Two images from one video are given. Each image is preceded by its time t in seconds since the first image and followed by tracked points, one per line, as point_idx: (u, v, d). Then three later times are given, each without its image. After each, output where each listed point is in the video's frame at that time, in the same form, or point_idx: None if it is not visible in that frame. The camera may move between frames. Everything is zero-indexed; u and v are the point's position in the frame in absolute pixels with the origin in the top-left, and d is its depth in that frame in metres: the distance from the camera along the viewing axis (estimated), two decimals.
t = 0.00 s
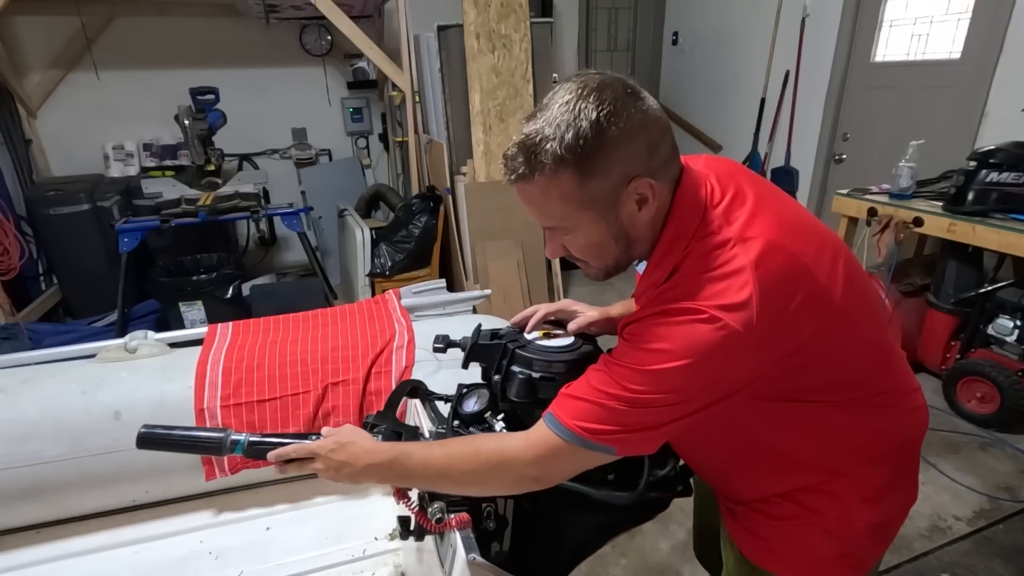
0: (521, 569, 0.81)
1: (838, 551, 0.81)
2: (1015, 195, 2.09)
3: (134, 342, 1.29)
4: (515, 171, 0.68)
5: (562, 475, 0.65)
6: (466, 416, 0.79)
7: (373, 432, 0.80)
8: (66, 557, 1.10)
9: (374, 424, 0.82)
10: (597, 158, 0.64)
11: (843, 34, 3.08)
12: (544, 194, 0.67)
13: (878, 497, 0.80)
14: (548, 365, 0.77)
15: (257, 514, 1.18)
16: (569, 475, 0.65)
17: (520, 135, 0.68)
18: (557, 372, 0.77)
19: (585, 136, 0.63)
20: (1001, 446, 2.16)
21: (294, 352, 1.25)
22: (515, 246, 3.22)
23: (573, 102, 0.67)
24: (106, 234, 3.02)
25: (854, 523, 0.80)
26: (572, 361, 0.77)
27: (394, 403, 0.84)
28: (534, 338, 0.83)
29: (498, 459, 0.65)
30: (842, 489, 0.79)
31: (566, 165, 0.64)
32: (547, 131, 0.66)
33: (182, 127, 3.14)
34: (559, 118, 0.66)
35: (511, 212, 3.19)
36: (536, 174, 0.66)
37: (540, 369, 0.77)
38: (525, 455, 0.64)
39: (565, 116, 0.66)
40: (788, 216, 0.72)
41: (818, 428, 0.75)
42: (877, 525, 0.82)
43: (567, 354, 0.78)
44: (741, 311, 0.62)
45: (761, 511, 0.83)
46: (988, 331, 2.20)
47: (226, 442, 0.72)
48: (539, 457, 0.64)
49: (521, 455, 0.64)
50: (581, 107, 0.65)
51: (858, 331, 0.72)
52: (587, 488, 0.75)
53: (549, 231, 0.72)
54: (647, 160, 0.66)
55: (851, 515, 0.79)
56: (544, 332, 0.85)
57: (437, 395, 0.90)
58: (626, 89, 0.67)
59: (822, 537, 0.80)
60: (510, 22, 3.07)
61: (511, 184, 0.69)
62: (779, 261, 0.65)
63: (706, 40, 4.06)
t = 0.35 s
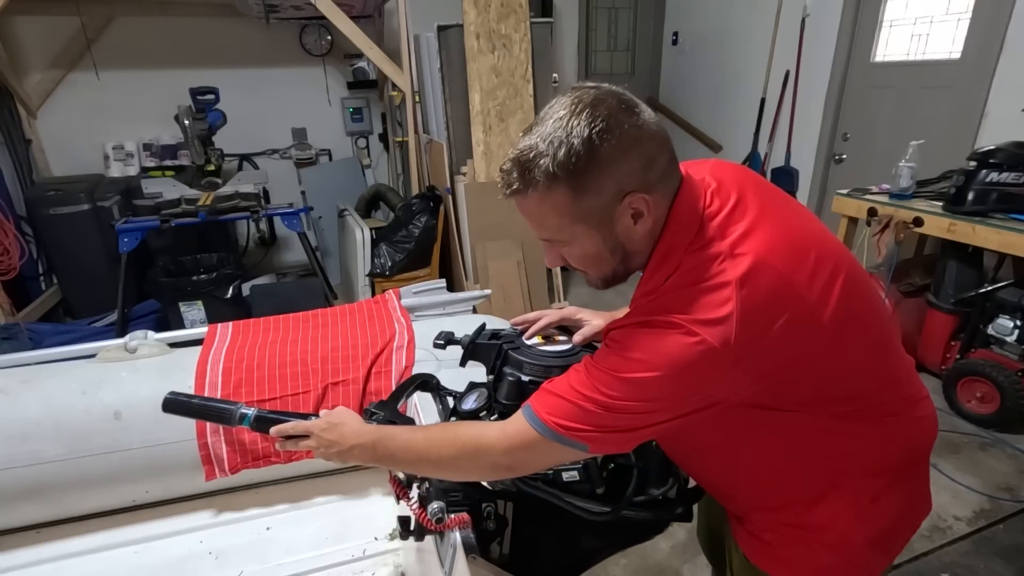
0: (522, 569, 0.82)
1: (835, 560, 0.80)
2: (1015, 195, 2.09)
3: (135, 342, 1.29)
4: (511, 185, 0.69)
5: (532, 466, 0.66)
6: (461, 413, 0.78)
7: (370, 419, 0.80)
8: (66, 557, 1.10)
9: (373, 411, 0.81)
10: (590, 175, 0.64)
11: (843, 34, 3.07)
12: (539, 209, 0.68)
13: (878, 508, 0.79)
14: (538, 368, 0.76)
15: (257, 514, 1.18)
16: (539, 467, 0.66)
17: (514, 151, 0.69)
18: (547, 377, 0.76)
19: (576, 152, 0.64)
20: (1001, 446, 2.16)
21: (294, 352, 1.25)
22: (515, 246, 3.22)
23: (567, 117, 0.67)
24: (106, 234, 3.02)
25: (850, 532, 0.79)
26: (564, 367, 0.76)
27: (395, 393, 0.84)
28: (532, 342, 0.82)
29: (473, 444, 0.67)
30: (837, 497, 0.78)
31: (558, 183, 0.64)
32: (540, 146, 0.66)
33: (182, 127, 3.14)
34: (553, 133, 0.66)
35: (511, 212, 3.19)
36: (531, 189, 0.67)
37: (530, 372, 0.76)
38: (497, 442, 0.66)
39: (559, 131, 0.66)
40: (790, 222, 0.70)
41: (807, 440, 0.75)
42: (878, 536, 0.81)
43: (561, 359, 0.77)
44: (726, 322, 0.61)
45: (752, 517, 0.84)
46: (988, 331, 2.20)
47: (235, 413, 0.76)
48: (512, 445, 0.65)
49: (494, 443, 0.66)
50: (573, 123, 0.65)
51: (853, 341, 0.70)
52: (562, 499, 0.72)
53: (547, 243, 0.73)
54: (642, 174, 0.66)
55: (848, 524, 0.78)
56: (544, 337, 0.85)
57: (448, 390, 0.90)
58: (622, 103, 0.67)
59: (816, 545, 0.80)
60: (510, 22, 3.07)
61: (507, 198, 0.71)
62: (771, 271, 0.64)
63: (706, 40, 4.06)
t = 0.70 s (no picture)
0: (521, 569, 0.82)
1: (835, 564, 0.81)
2: (1015, 195, 2.09)
3: (135, 342, 1.29)
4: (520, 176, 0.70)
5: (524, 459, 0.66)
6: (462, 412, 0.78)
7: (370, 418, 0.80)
8: (66, 557, 1.10)
9: (373, 410, 0.81)
10: (600, 169, 0.64)
11: (843, 34, 3.07)
12: (547, 201, 0.68)
13: (879, 514, 0.79)
14: (539, 368, 0.76)
15: (257, 514, 1.18)
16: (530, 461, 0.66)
17: (525, 142, 0.69)
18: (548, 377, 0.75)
19: (587, 145, 0.64)
20: (1002, 446, 2.16)
21: (294, 352, 1.25)
22: (515, 246, 3.22)
23: (579, 108, 0.67)
24: (106, 234, 3.02)
25: (851, 536, 0.79)
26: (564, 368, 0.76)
27: (394, 393, 0.85)
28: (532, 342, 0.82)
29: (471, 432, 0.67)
30: (842, 501, 0.78)
31: (567, 175, 0.65)
32: (551, 137, 0.66)
33: (182, 127, 3.14)
34: (563, 124, 0.66)
35: (511, 211, 3.20)
36: (540, 180, 0.67)
37: (530, 372, 0.76)
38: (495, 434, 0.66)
39: (570, 122, 0.66)
40: (803, 224, 0.70)
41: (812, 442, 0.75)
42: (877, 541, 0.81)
43: (560, 359, 0.77)
44: (735, 321, 0.62)
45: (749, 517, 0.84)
46: (988, 331, 2.20)
47: (235, 412, 0.75)
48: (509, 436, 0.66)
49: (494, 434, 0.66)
50: (585, 114, 0.65)
51: (862, 343, 0.70)
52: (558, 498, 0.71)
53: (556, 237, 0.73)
54: (653, 168, 0.65)
55: (850, 528, 0.78)
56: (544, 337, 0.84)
57: (448, 390, 0.90)
58: (635, 95, 0.67)
59: (816, 548, 0.80)
60: (510, 23, 3.07)
61: (516, 190, 0.71)
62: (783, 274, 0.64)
63: (706, 40, 4.06)
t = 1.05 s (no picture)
0: (521, 569, 0.82)
1: (830, 537, 0.83)
2: (1015, 195, 2.09)
3: (134, 342, 1.29)
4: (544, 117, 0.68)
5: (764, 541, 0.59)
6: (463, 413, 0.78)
7: (370, 418, 0.80)
8: (66, 557, 1.10)
9: (373, 410, 0.81)
10: (627, 99, 0.65)
11: (843, 34, 3.07)
12: (573, 135, 0.66)
13: (875, 476, 0.83)
14: (537, 369, 0.74)
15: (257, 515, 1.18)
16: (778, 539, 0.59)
17: (546, 83, 0.69)
18: (547, 378, 0.74)
19: (617, 77, 0.65)
20: (1002, 446, 2.16)
21: (294, 352, 1.25)
22: (515, 246, 3.22)
23: (598, 53, 0.69)
24: (106, 234, 3.02)
25: (847, 509, 0.82)
26: (563, 368, 0.74)
27: (396, 393, 0.85)
28: (532, 340, 0.80)
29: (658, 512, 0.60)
30: (837, 474, 0.81)
31: (598, 103, 0.64)
32: (576, 75, 0.67)
33: (182, 127, 3.14)
34: (585, 65, 0.68)
35: (511, 211, 3.20)
36: (566, 114, 0.65)
37: (529, 373, 0.74)
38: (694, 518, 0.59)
39: (591, 62, 0.68)
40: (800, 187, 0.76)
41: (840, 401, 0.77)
42: (864, 515, 0.85)
43: (561, 359, 0.75)
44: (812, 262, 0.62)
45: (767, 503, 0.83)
46: (988, 331, 2.20)
47: (235, 412, 0.75)
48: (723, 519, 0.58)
49: (695, 516, 0.58)
50: (605, 55, 0.68)
51: (874, 291, 0.75)
52: (560, 497, 0.68)
53: (571, 185, 0.71)
54: (667, 109, 0.69)
55: (844, 501, 0.82)
56: (545, 333, 0.82)
57: (449, 390, 0.90)
58: (642, 45, 0.71)
59: (820, 522, 0.82)
60: (510, 22, 3.07)
61: (538, 131, 0.69)
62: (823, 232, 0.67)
63: (706, 40, 4.06)
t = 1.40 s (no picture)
0: (521, 570, 0.82)
1: (842, 509, 0.86)
2: (1015, 195, 2.09)
3: (135, 342, 1.29)
4: (558, 120, 0.68)
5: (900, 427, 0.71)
6: (464, 413, 0.79)
7: (370, 418, 0.80)
8: (66, 557, 1.10)
9: (373, 410, 0.81)
10: (630, 90, 0.69)
11: (843, 34, 3.07)
12: (594, 126, 0.66)
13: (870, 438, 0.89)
14: (538, 369, 0.74)
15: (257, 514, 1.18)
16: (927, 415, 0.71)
17: (550, 94, 0.70)
18: (547, 378, 0.73)
19: (614, 74, 0.70)
20: (1002, 446, 2.16)
21: (294, 352, 1.25)
22: (515, 246, 3.22)
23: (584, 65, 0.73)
24: (106, 234, 3.02)
25: (856, 479, 0.86)
26: (564, 368, 0.74)
27: (397, 393, 0.85)
28: (532, 340, 0.80)
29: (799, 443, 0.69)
30: (846, 446, 0.85)
31: (610, 93, 0.67)
32: (577, 79, 0.69)
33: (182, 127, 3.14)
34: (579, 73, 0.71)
35: (511, 211, 3.20)
36: (581, 108, 0.67)
37: (529, 373, 0.74)
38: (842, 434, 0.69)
39: (584, 69, 0.72)
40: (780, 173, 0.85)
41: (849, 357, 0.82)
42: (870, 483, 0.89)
43: (561, 359, 0.75)
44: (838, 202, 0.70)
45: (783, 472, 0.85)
46: (988, 331, 2.20)
47: (235, 412, 0.75)
48: (869, 424, 0.69)
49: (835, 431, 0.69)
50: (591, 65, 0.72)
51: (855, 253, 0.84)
52: (560, 497, 0.68)
53: (596, 185, 0.69)
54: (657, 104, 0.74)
55: (853, 472, 0.86)
56: (546, 333, 0.82)
57: (449, 390, 0.90)
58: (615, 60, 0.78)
59: (835, 494, 0.85)
60: (510, 22, 3.07)
61: (555, 133, 0.68)
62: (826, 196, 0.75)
63: (706, 40, 4.06)
